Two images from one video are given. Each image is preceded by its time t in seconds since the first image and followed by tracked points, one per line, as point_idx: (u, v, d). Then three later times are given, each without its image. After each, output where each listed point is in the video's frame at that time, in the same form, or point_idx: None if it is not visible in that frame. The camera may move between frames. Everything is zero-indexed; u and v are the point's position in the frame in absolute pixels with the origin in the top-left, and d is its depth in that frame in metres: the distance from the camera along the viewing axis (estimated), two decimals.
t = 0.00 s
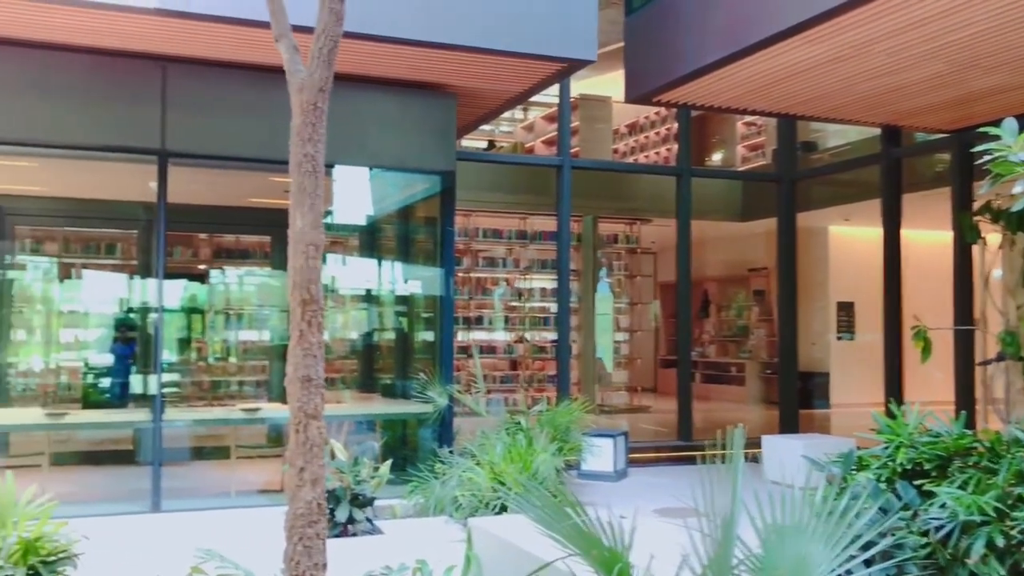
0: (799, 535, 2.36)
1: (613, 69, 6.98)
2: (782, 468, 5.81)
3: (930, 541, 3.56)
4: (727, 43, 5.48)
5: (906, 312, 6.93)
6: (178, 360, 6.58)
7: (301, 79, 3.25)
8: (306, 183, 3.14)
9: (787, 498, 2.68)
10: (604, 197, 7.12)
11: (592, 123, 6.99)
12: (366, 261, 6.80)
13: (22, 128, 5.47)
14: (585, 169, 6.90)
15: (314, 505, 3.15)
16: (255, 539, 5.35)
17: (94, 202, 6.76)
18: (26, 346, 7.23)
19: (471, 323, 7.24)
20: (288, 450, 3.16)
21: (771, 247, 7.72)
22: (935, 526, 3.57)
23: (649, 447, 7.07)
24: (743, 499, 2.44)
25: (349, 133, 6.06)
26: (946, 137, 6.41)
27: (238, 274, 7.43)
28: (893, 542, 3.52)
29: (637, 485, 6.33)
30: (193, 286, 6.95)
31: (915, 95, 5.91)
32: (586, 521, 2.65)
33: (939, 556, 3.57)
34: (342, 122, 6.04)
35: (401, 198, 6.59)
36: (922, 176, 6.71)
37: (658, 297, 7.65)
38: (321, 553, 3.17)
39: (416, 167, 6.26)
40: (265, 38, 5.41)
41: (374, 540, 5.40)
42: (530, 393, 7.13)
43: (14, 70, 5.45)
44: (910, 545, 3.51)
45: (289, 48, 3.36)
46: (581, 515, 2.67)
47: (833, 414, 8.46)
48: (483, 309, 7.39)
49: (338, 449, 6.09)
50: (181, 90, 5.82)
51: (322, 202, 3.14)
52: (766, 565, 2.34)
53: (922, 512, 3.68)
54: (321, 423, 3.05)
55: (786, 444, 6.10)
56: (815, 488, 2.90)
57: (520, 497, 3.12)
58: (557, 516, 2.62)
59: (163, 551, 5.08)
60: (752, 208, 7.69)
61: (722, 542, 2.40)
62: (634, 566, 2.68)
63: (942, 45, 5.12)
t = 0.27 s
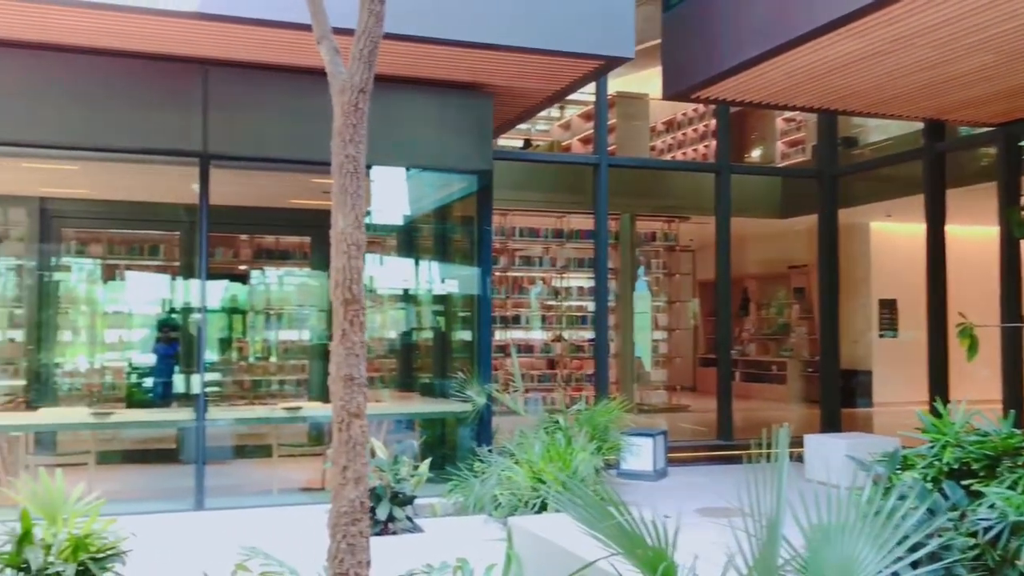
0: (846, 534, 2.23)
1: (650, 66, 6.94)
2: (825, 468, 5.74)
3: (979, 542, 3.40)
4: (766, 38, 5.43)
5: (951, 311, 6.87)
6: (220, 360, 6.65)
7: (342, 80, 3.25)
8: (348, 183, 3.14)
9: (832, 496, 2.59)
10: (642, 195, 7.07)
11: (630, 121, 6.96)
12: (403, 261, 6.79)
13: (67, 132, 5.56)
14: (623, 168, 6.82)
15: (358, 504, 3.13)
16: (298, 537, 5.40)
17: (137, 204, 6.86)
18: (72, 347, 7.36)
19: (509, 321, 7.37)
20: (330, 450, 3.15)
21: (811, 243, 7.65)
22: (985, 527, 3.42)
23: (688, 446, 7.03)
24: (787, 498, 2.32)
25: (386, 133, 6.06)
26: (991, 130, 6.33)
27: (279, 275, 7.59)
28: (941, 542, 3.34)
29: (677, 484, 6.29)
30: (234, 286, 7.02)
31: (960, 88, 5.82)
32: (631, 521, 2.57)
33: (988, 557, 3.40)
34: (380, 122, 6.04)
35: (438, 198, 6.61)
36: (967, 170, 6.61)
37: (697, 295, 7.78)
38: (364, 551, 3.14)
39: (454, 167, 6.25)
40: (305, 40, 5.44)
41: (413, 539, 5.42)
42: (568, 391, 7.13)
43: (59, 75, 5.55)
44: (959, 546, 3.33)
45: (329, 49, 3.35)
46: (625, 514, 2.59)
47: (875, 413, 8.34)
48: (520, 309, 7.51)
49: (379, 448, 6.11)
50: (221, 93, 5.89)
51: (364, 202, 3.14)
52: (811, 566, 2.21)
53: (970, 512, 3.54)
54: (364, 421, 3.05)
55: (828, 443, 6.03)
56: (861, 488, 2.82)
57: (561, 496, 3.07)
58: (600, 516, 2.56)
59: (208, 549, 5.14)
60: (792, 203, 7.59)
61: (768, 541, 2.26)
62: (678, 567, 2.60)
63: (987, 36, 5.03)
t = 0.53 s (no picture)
0: (894, 536, 2.14)
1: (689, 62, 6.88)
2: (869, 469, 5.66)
3: None
4: (807, 34, 5.37)
5: (998, 308, 6.78)
6: (261, 359, 6.73)
7: (384, 80, 3.26)
8: (389, 184, 3.15)
9: (877, 496, 2.50)
10: (681, 192, 7.07)
11: (668, 118, 6.90)
12: (441, 260, 6.83)
13: (112, 135, 5.65)
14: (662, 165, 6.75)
15: (400, 502, 3.11)
16: (340, 534, 5.43)
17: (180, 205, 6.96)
18: (117, 346, 7.54)
19: (547, 320, 7.38)
20: (372, 448, 3.14)
21: (854, 239, 7.57)
22: None
23: (729, 445, 6.97)
24: (833, 499, 2.21)
25: (425, 134, 6.06)
26: None
27: (318, 274, 7.63)
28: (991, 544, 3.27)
29: (718, 484, 6.24)
30: (275, 286, 7.14)
31: (1008, 80, 5.71)
32: (675, 521, 2.50)
33: None
34: (418, 123, 6.05)
35: (476, 197, 6.62)
36: (1015, 164, 6.48)
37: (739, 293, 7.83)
38: (407, 549, 3.13)
39: (494, 166, 6.23)
40: (346, 42, 5.48)
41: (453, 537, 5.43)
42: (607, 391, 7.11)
43: (104, 79, 5.64)
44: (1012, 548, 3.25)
45: (371, 50, 3.36)
46: (668, 514, 2.52)
47: (919, 413, 8.22)
48: (558, 308, 7.47)
49: (419, 446, 6.13)
50: (262, 95, 5.95)
51: (405, 203, 3.13)
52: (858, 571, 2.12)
53: None
54: (406, 420, 3.03)
55: (872, 443, 5.94)
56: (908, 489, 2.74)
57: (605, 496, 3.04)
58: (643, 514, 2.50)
59: (252, 545, 5.20)
60: (833, 202, 7.53)
61: (814, 541, 2.17)
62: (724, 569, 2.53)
63: None
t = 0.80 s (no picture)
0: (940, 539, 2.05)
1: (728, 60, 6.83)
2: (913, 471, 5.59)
3: None
4: (847, 31, 5.30)
5: None
6: (300, 359, 6.79)
7: (424, 81, 3.28)
8: (428, 184, 3.17)
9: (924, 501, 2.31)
10: (719, 190, 7.03)
11: (704, 116, 6.85)
12: (477, 260, 6.83)
13: (153, 137, 5.71)
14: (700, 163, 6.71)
15: (439, 501, 3.10)
16: (379, 532, 5.46)
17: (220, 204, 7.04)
18: (159, 345, 7.73)
19: (583, 320, 7.35)
20: (412, 446, 3.15)
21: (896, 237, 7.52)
22: None
23: (768, 446, 6.93)
24: (877, 501, 2.05)
25: (462, 135, 6.08)
26: None
27: (356, 274, 7.75)
28: None
29: (758, 485, 6.20)
30: (314, 286, 7.21)
31: None
32: (715, 522, 2.44)
33: None
34: (456, 123, 6.06)
35: (513, 198, 6.63)
36: None
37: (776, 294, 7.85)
38: (446, 548, 3.11)
39: (531, 165, 6.23)
40: (385, 43, 5.50)
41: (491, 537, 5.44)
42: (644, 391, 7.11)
43: (146, 82, 5.69)
44: None
45: (411, 52, 3.35)
46: (708, 515, 2.49)
47: (962, 416, 8.11)
48: (594, 307, 7.48)
49: (456, 444, 6.11)
50: (301, 97, 5.99)
51: (444, 202, 3.15)
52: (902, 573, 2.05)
53: None
54: (444, 419, 3.03)
55: (915, 445, 5.87)
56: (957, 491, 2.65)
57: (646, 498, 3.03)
58: (682, 513, 2.46)
59: (293, 543, 5.25)
60: (875, 200, 7.46)
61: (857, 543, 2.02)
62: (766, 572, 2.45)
63: None
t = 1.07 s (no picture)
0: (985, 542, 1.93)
1: (764, 59, 6.78)
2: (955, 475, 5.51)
3: None
4: (885, 29, 5.24)
5: None
6: (336, 358, 6.83)
7: (460, 83, 3.30)
8: (466, 185, 3.19)
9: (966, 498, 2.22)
10: (755, 191, 7.01)
11: (740, 116, 6.81)
12: (511, 261, 6.89)
13: (191, 139, 5.78)
14: (737, 162, 6.65)
15: (474, 500, 3.12)
16: (415, 531, 5.49)
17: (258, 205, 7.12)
18: (197, 345, 7.81)
19: (617, 320, 7.26)
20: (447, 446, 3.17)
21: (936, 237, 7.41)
22: None
23: (806, 448, 6.88)
24: (916, 503, 1.99)
25: (497, 135, 6.09)
26: None
27: (391, 274, 7.85)
28: None
29: (795, 487, 6.14)
30: (349, 286, 7.21)
31: None
32: (754, 524, 2.43)
33: None
34: (492, 123, 6.06)
35: (546, 198, 6.63)
36: None
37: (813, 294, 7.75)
38: (482, 547, 3.14)
39: (566, 164, 6.22)
40: (421, 44, 5.53)
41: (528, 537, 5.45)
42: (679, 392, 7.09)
43: (184, 84, 5.76)
44: None
45: (446, 54, 3.42)
46: (746, 518, 2.47)
47: (1004, 419, 7.98)
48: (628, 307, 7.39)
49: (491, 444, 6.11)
50: (338, 98, 6.03)
51: (479, 204, 3.18)
52: None
53: None
54: (481, 420, 3.07)
55: (957, 448, 5.78)
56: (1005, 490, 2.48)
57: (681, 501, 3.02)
58: (721, 518, 2.43)
59: (330, 541, 5.28)
60: (915, 197, 7.34)
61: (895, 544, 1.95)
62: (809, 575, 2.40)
63: None
